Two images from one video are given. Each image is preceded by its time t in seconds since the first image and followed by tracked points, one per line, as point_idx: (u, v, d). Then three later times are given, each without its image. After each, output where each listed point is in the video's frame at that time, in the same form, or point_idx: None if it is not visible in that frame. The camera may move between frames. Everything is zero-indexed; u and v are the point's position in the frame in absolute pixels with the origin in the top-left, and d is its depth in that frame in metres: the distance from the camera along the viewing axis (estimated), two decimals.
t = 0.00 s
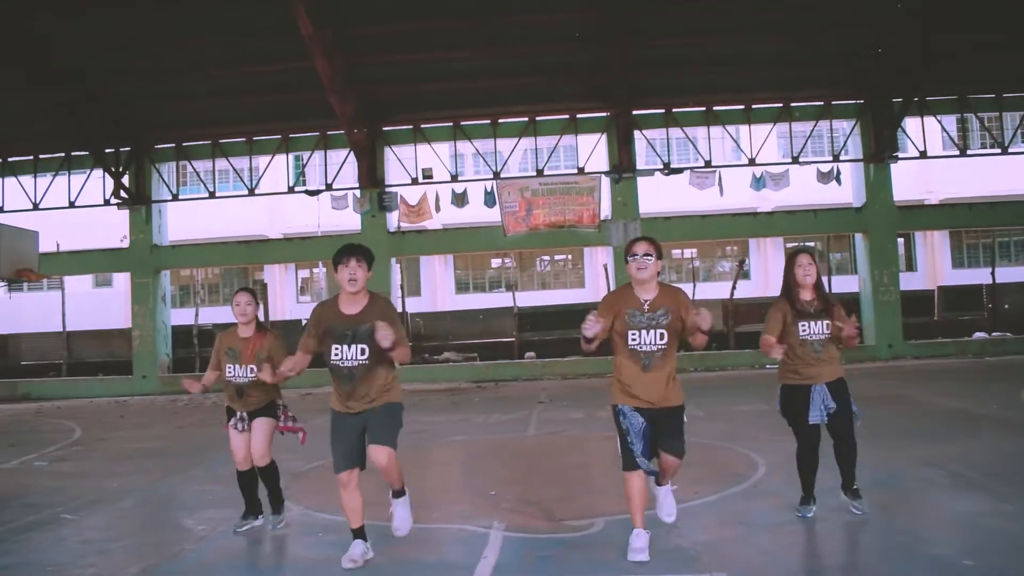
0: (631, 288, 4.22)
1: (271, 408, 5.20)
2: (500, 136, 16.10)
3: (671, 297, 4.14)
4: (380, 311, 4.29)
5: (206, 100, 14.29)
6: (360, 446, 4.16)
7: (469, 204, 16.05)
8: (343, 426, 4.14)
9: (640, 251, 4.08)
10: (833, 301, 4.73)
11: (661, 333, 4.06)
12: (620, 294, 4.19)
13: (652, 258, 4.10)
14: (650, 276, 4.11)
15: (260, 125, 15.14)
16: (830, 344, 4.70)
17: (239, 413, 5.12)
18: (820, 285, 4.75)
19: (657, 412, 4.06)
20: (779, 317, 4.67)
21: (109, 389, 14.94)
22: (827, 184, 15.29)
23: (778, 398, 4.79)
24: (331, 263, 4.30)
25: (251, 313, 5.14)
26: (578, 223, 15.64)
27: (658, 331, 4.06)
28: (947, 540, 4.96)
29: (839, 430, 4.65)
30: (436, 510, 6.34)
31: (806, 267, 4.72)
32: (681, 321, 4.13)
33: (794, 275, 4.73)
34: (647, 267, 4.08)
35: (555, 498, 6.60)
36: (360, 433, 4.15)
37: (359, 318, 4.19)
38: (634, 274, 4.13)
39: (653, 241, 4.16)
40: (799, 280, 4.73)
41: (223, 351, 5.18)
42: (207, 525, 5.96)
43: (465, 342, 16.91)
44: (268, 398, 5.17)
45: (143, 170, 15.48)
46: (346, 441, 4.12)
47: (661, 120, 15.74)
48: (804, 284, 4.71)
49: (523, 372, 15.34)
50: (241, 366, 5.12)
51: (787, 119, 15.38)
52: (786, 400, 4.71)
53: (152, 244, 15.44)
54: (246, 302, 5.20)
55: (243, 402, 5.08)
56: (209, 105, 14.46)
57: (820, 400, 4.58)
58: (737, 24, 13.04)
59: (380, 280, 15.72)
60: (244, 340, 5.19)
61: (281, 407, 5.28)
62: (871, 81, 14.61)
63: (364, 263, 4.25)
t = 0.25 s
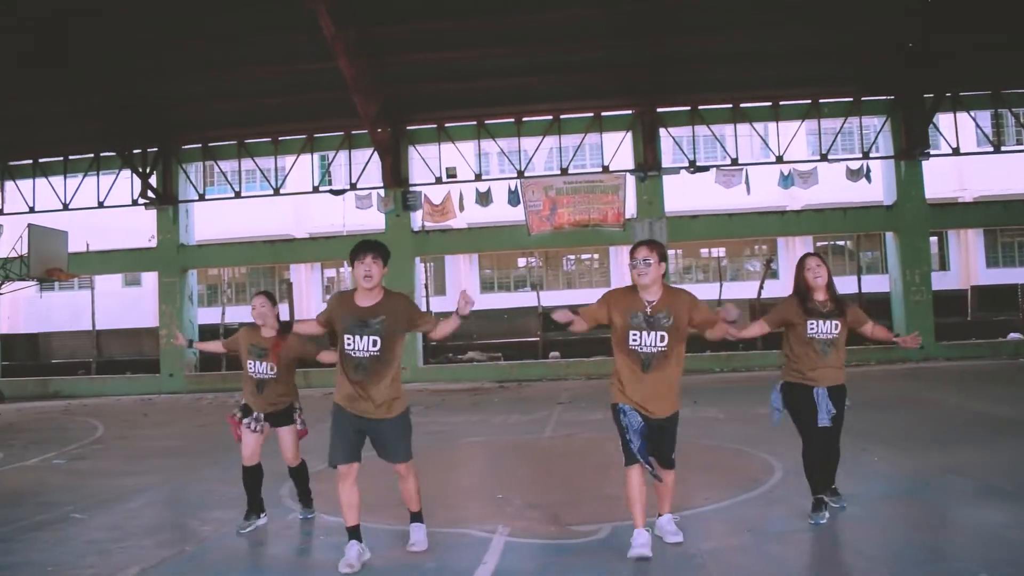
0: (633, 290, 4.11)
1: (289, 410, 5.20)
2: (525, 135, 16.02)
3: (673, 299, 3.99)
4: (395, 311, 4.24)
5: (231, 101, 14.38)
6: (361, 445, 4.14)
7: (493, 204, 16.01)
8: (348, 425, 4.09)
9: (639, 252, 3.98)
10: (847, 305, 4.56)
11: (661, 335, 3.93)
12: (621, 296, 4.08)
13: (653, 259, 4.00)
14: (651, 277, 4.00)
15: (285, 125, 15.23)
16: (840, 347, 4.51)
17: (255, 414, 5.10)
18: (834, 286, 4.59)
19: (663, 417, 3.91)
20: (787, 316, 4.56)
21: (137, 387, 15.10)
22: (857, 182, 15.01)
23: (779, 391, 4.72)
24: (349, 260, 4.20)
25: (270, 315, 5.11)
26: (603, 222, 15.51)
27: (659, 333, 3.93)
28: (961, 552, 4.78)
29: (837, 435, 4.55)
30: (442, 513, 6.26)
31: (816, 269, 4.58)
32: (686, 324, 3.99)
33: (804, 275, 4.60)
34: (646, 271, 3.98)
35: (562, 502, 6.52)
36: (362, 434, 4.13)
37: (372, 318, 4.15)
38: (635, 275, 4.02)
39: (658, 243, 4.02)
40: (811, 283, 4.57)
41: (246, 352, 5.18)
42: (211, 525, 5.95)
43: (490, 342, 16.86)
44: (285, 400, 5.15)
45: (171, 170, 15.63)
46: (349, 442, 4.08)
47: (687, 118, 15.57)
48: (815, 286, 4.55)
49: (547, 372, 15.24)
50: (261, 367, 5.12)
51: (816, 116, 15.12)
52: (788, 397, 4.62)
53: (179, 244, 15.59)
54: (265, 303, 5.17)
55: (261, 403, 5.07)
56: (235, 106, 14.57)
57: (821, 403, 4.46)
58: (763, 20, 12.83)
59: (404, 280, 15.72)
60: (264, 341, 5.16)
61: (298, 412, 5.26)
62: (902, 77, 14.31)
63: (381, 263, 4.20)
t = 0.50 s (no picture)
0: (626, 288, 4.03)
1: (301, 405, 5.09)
2: (544, 133, 15.92)
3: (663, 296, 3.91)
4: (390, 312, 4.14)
5: (250, 100, 14.42)
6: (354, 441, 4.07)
7: (512, 203, 15.94)
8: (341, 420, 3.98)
9: (623, 252, 3.87)
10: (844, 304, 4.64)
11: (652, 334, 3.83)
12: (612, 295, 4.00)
13: (642, 257, 3.90)
14: (639, 274, 3.92)
15: (304, 124, 15.26)
16: (837, 348, 4.51)
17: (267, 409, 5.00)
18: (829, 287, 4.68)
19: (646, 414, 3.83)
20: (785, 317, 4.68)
21: (158, 385, 15.20)
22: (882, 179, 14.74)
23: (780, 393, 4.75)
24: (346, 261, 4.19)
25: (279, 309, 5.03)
26: (623, 221, 15.36)
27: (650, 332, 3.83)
28: (969, 563, 4.62)
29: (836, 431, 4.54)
30: (443, 517, 6.19)
31: (811, 267, 4.65)
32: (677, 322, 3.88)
33: (801, 276, 4.71)
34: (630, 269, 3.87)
35: (566, 505, 6.42)
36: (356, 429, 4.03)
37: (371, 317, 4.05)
38: (623, 274, 3.95)
39: (645, 237, 3.93)
40: (807, 281, 4.66)
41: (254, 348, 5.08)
42: (210, 527, 5.91)
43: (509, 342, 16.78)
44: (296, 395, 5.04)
45: (191, 169, 15.71)
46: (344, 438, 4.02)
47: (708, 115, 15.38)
48: (811, 285, 4.64)
49: (566, 373, 15.14)
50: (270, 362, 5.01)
51: (840, 112, 14.88)
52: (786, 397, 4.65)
53: (199, 243, 15.67)
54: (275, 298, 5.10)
55: (273, 397, 4.96)
56: (254, 106, 14.61)
57: (819, 399, 4.50)
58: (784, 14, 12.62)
59: (423, 279, 15.70)
60: (273, 337, 5.09)
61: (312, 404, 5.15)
62: (928, 72, 14.03)
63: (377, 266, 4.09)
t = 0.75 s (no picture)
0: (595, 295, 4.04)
1: (288, 402, 5.06)
2: (558, 132, 15.82)
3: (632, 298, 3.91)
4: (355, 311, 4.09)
5: (264, 98, 14.44)
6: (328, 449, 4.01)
7: (526, 201, 15.85)
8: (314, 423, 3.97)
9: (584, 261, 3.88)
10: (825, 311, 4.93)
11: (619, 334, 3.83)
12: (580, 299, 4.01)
13: (607, 263, 3.91)
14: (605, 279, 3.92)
15: (317, 124, 15.26)
16: (818, 351, 4.84)
17: (256, 409, 4.97)
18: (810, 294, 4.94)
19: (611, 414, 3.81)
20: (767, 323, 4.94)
21: (173, 383, 15.27)
22: (901, 176, 14.50)
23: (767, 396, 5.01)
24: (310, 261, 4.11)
25: (264, 309, 5.03)
26: (637, 219, 15.22)
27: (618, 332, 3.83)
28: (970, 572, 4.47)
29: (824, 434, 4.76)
30: (437, 520, 6.08)
31: (794, 275, 4.91)
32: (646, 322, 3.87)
33: (782, 282, 4.96)
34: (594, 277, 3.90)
35: (563, 510, 6.32)
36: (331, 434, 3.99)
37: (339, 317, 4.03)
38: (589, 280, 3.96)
39: (611, 241, 3.91)
40: (789, 288, 4.93)
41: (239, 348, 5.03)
42: (202, 530, 5.87)
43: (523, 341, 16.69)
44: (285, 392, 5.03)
45: (206, 169, 15.77)
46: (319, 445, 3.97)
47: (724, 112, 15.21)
48: (792, 292, 4.91)
49: (579, 372, 15.05)
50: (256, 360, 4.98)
51: (857, 109, 14.65)
52: (771, 402, 4.95)
53: (214, 242, 15.73)
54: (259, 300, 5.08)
55: (258, 397, 4.93)
56: (267, 105, 14.63)
57: (801, 406, 4.77)
58: (800, 8, 12.44)
59: (437, 278, 15.65)
60: (258, 337, 5.07)
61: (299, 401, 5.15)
62: (948, 67, 13.78)
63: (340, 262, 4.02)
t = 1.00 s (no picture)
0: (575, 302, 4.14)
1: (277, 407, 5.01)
2: (575, 130, 15.71)
3: (610, 303, 4.01)
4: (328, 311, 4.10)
5: (280, 98, 14.48)
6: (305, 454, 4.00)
7: (542, 200, 15.77)
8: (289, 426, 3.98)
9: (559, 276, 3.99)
10: (820, 306, 4.83)
11: (598, 340, 3.95)
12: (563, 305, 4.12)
13: (584, 271, 3.98)
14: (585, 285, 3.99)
15: (334, 123, 15.28)
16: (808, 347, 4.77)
17: (244, 412, 4.96)
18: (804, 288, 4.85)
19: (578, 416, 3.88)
20: (758, 318, 4.94)
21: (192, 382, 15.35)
22: (923, 174, 14.24)
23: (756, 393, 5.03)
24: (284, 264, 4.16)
25: (252, 310, 5.00)
26: (655, 218, 15.10)
27: (597, 337, 3.96)
28: None
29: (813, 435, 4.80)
30: (434, 524, 6.00)
31: (787, 271, 4.85)
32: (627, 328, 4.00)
33: (776, 277, 4.90)
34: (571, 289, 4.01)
35: (564, 514, 6.23)
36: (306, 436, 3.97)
37: (307, 316, 4.07)
38: (569, 286, 4.05)
39: (586, 249, 3.98)
40: (783, 284, 4.88)
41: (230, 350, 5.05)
42: (200, 531, 5.86)
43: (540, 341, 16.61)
44: (271, 395, 4.97)
45: (224, 169, 15.84)
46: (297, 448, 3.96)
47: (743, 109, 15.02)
48: (785, 288, 4.84)
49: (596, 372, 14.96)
50: (245, 363, 5.00)
51: (879, 105, 14.41)
52: (763, 400, 4.92)
53: (232, 242, 15.81)
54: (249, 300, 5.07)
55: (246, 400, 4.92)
56: (284, 105, 14.67)
57: (787, 403, 4.77)
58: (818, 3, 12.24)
59: (454, 278, 15.63)
60: (247, 338, 5.04)
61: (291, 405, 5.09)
62: (972, 62, 13.52)
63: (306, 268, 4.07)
